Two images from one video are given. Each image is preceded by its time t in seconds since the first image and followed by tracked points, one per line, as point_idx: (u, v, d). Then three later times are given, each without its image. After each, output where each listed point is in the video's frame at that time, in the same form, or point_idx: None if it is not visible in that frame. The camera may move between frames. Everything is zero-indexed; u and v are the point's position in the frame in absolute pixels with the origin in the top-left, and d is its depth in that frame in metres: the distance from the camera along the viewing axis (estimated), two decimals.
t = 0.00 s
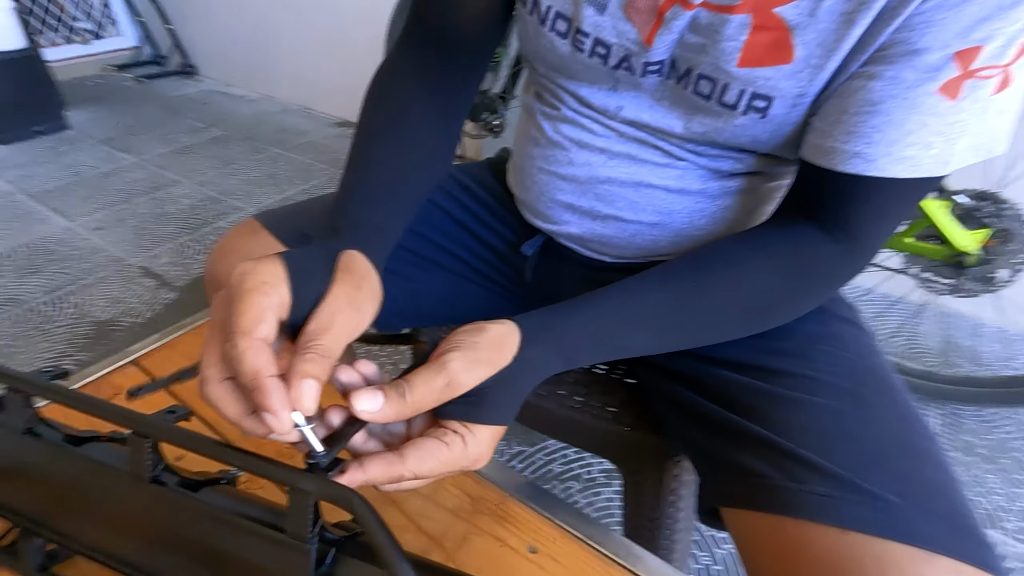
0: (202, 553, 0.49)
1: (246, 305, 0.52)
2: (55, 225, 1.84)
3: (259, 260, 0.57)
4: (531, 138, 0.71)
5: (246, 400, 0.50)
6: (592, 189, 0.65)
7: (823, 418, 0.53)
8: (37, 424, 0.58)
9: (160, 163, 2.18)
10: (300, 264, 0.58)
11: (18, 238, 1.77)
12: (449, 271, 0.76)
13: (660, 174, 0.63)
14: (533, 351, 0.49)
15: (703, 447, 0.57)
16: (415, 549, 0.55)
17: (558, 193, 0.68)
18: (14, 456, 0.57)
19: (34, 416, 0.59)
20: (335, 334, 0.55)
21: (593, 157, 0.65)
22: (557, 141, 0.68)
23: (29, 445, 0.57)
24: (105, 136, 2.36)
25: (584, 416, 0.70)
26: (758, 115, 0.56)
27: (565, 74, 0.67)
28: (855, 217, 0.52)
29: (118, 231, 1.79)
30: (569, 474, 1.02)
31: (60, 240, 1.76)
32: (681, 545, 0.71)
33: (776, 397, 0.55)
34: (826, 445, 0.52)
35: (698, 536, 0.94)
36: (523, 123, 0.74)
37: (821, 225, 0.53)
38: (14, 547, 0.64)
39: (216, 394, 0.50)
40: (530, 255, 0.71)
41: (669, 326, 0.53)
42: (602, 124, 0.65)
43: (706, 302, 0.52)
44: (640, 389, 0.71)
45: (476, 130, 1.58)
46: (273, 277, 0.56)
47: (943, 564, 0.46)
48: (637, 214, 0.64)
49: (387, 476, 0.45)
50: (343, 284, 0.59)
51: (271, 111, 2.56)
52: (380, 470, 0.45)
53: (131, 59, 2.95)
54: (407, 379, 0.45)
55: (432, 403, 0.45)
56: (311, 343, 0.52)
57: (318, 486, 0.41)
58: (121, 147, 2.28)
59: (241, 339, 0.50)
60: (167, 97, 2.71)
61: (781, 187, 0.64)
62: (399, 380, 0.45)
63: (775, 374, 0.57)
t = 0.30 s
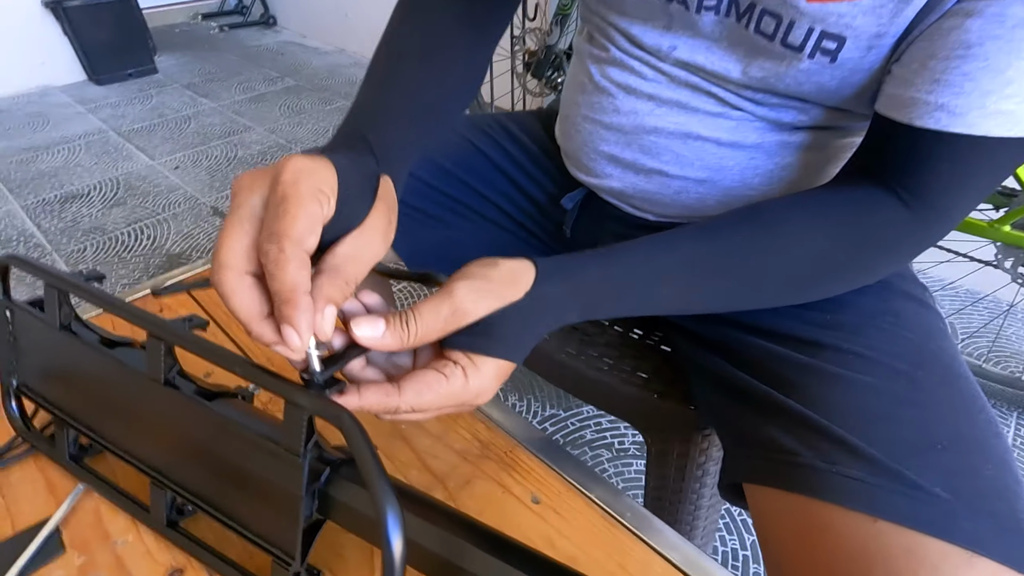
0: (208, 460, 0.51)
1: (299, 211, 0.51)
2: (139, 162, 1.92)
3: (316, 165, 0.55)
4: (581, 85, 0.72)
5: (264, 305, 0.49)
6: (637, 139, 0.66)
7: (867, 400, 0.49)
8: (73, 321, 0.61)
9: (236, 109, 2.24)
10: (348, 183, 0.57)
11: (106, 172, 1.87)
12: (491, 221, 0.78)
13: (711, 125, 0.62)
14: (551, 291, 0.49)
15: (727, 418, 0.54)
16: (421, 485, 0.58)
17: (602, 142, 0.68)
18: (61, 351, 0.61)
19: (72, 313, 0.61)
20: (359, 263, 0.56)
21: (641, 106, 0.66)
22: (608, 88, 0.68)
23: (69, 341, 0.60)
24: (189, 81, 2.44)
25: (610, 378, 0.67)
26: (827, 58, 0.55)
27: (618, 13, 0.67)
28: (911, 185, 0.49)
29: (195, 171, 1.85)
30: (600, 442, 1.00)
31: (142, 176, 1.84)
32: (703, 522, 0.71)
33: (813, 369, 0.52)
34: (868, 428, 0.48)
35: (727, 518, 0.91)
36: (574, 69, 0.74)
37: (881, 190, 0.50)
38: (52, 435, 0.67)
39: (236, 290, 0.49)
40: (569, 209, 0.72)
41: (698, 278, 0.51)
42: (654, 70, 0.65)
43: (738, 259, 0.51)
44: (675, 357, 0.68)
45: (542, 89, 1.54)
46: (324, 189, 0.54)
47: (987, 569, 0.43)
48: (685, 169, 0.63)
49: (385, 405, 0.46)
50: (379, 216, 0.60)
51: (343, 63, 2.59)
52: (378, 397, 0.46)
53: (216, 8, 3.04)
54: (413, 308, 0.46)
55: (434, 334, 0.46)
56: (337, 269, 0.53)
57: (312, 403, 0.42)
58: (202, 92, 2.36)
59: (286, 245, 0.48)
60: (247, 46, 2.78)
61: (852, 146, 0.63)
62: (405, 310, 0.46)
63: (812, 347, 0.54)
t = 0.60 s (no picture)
0: (236, 388, 0.50)
1: (358, 136, 0.47)
2: (210, 111, 1.95)
3: (377, 84, 0.51)
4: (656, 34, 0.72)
5: (311, 231, 0.49)
6: (711, 96, 0.66)
7: (952, 395, 0.45)
8: (119, 239, 0.61)
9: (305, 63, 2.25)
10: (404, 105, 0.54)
11: (179, 119, 1.91)
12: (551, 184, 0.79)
13: (797, 81, 0.62)
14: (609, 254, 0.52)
15: (788, 402, 0.51)
16: (449, 438, 0.56)
17: (671, 98, 0.69)
18: (108, 269, 0.61)
19: (118, 232, 0.61)
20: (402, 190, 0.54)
21: (720, 56, 0.65)
22: (689, 37, 0.68)
23: (113, 259, 0.60)
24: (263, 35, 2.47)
25: (659, 352, 0.64)
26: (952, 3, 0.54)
27: None
28: (974, 183, 0.51)
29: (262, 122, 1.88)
30: (639, 422, 0.96)
31: (212, 125, 1.87)
32: (744, 512, 0.69)
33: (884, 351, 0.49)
34: (952, 424, 0.44)
35: (769, 514, 0.87)
36: (649, 20, 0.75)
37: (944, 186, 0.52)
38: (99, 351, 0.68)
39: (284, 215, 0.48)
40: (629, 169, 0.73)
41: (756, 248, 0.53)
42: (738, 17, 0.64)
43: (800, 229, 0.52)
44: (731, 335, 0.64)
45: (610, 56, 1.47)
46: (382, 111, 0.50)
47: None
48: (763, 130, 0.63)
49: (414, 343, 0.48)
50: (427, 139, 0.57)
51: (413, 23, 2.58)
52: (407, 335, 0.48)
53: None
54: (454, 252, 0.48)
55: (473, 279, 0.48)
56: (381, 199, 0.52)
57: (338, 334, 0.40)
58: (274, 46, 2.39)
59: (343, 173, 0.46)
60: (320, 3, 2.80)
61: (966, 112, 0.62)
62: (447, 253, 0.48)
63: (887, 329, 0.51)
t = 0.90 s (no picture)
0: (268, 367, 0.50)
1: (416, 146, 0.39)
2: (260, 84, 1.97)
3: (445, 81, 0.43)
4: (717, 18, 0.68)
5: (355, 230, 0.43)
6: (774, 88, 0.63)
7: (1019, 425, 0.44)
8: (162, 210, 0.61)
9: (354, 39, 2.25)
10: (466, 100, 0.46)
11: (230, 91, 1.93)
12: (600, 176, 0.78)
13: (873, 74, 0.58)
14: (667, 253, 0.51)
15: (837, 419, 0.50)
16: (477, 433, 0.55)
17: (730, 89, 0.66)
18: (150, 240, 0.61)
19: (161, 203, 0.61)
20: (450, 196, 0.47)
21: (789, 43, 0.61)
22: (757, 22, 0.64)
23: (155, 230, 0.60)
24: (314, 10, 2.48)
25: (699, 353, 0.62)
26: None
27: None
28: None
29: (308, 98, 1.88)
30: (670, 420, 0.94)
31: (262, 98, 1.89)
32: (777, 524, 0.67)
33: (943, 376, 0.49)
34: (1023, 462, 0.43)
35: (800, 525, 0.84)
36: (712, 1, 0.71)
37: None
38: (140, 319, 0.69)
39: (329, 215, 0.41)
40: (678, 161, 0.72)
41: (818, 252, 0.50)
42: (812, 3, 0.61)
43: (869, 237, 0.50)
44: (777, 342, 0.62)
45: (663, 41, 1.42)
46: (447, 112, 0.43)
47: None
48: (829, 126, 0.60)
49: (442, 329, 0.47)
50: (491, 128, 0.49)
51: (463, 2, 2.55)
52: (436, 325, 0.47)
53: None
54: (493, 237, 0.46)
55: (510, 268, 0.47)
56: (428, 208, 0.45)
57: (370, 324, 0.40)
58: (324, 21, 2.39)
59: (392, 184, 0.38)
60: None
61: None
62: (485, 238, 0.47)
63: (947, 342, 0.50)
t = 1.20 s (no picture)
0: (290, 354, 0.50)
1: (390, 137, 0.37)
2: (292, 66, 1.98)
3: (419, 62, 0.39)
4: (763, 8, 0.66)
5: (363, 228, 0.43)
6: (820, 84, 0.60)
7: None
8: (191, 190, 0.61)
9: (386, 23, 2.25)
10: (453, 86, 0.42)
11: (262, 72, 1.94)
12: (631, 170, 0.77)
13: (929, 72, 0.56)
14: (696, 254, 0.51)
15: (873, 431, 0.49)
16: (495, 429, 0.55)
17: (773, 84, 0.64)
18: (178, 221, 0.62)
19: (190, 185, 0.61)
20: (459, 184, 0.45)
21: (839, 37, 0.59)
22: (807, 13, 0.61)
23: (184, 212, 0.60)
24: None
25: (725, 355, 0.61)
26: None
27: None
28: None
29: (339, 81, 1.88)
30: (690, 418, 0.93)
31: (293, 80, 1.90)
32: (796, 532, 0.65)
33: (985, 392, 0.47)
34: None
35: (820, 532, 0.83)
36: None
37: None
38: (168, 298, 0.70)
39: (329, 220, 0.41)
40: (713, 156, 0.70)
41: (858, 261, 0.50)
42: None
43: (911, 247, 0.49)
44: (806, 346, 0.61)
45: (700, 31, 1.39)
46: (427, 98, 0.39)
47: None
48: (876, 126, 0.58)
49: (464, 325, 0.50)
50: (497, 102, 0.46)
51: None
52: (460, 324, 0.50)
53: None
54: (519, 231, 0.46)
55: (538, 262, 0.47)
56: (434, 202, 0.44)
57: (391, 318, 0.40)
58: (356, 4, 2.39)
59: (370, 183, 0.37)
60: None
61: None
62: (510, 231, 0.46)
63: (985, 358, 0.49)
